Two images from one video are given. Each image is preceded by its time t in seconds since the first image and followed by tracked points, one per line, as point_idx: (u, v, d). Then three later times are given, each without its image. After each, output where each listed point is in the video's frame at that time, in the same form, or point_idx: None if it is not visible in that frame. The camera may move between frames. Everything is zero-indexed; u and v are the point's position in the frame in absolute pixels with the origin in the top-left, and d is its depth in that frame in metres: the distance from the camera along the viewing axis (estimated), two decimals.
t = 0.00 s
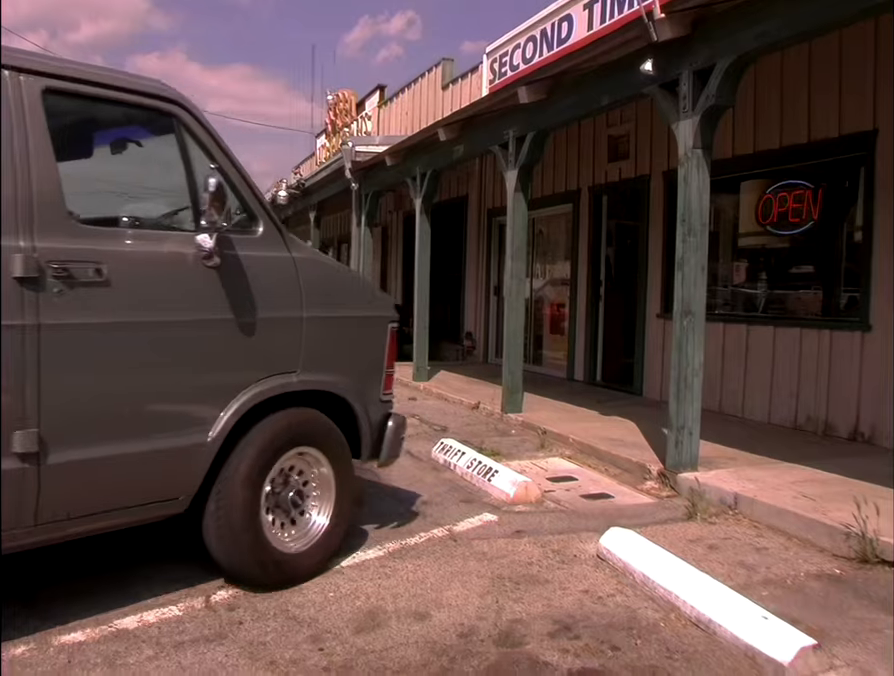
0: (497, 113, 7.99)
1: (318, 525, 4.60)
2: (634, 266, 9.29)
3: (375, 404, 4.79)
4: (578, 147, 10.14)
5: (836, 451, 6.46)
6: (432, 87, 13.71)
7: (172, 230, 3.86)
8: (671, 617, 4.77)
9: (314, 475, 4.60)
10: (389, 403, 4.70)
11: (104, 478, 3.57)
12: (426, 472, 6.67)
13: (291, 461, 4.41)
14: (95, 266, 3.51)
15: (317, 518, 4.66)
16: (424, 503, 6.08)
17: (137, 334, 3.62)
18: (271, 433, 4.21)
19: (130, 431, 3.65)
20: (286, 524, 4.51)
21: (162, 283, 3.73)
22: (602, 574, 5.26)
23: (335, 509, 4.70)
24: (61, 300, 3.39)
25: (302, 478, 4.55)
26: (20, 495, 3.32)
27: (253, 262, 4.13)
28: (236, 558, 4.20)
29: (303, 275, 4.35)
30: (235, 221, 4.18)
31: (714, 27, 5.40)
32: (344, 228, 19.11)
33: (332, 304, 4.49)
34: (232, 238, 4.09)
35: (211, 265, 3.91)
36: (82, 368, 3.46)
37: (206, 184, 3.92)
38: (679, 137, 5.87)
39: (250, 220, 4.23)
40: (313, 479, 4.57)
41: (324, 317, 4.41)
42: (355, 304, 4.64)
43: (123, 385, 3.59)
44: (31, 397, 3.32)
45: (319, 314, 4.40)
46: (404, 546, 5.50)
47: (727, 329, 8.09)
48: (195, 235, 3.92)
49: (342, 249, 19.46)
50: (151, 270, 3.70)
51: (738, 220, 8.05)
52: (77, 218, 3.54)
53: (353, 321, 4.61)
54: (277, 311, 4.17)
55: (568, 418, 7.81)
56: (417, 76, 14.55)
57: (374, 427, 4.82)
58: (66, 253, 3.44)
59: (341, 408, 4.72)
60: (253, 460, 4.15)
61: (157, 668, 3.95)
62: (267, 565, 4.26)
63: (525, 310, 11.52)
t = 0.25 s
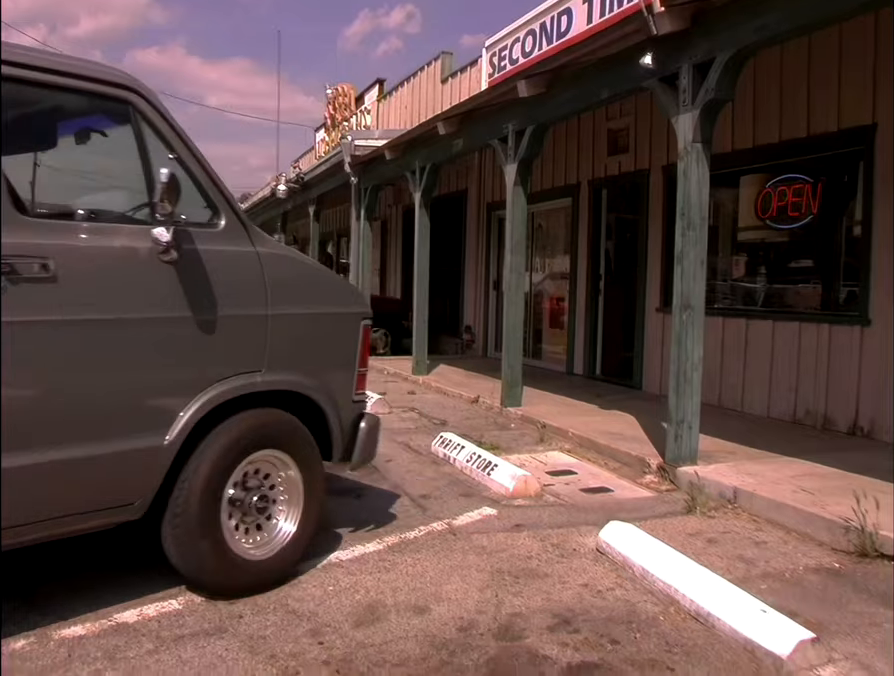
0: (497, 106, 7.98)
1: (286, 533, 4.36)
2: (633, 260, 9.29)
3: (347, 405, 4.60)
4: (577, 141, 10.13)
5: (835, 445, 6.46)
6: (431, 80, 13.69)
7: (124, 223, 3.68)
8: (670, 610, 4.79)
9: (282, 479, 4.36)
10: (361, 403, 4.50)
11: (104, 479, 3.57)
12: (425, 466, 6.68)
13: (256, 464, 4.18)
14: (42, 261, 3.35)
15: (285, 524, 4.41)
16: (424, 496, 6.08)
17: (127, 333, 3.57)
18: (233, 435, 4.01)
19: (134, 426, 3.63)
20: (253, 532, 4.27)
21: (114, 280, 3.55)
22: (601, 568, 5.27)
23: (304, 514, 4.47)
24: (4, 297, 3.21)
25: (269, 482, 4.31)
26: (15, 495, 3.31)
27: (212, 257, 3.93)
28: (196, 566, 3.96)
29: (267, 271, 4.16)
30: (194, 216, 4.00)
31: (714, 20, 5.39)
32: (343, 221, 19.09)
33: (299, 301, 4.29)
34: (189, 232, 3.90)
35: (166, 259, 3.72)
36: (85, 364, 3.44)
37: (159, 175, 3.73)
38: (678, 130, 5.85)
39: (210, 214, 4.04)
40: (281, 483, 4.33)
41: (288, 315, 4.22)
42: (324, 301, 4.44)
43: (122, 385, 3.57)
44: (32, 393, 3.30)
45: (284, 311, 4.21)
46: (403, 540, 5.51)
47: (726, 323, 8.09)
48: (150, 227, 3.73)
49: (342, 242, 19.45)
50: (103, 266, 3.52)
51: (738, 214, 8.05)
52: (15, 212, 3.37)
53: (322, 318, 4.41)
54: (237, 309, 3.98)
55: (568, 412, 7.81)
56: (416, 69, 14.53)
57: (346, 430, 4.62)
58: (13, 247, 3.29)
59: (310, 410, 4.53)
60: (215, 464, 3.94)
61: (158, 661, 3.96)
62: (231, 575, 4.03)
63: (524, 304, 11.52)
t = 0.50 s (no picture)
0: (498, 96, 7.88)
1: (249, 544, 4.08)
2: (636, 253, 9.21)
3: (315, 408, 4.35)
4: (580, 132, 10.04)
5: (842, 441, 6.38)
6: (432, 71, 13.58)
7: (64, 214, 3.44)
8: (674, 608, 4.72)
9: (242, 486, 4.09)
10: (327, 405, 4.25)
11: (98, 476, 3.47)
12: (425, 462, 6.59)
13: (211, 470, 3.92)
14: None
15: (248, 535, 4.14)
16: (424, 494, 6.00)
17: (120, 328, 3.50)
18: (182, 440, 3.76)
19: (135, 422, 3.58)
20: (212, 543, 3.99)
21: (54, 273, 3.32)
22: (604, 566, 5.20)
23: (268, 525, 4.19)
24: None
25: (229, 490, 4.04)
26: (3, 494, 3.20)
27: (162, 250, 3.68)
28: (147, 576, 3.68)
29: (224, 265, 3.90)
30: (144, 206, 3.74)
31: (720, 9, 5.29)
32: (343, 214, 18.99)
33: (259, 297, 4.03)
34: (136, 222, 3.65)
35: (111, 254, 3.47)
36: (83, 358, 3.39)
37: (99, 159, 3.48)
38: (682, 121, 5.76)
39: (162, 204, 3.79)
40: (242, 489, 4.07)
41: (247, 311, 3.96)
42: (289, 297, 4.18)
43: (111, 380, 3.47)
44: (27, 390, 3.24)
45: (242, 308, 3.95)
46: (403, 538, 5.43)
47: (731, 318, 8.00)
48: (92, 219, 3.48)
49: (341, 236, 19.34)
50: (41, 257, 3.29)
51: (743, 207, 7.96)
52: None
53: (285, 314, 4.15)
54: (189, 305, 3.73)
55: (570, 408, 7.72)
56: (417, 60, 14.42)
57: (313, 434, 4.37)
58: None
59: (274, 412, 4.28)
60: (163, 471, 3.69)
61: (153, 662, 3.88)
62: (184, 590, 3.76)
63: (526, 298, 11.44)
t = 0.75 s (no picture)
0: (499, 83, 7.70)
1: (196, 561, 3.71)
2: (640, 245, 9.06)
3: (272, 411, 4.00)
4: (583, 121, 9.88)
5: (852, 439, 6.22)
6: (430, 59, 13.39)
7: None
8: (680, 612, 4.62)
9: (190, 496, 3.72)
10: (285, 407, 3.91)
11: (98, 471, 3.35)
12: (424, 461, 6.42)
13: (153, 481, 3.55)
14: None
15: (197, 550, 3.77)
16: (423, 493, 5.83)
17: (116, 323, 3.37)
18: (120, 449, 3.42)
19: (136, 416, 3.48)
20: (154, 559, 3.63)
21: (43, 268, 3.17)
22: (608, 568, 5.06)
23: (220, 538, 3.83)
24: None
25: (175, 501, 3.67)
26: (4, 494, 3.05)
27: (95, 240, 3.35)
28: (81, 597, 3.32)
29: (166, 258, 3.57)
30: (77, 195, 3.43)
31: None
32: (339, 205, 18.76)
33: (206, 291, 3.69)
34: (68, 212, 3.32)
35: (40, 244, 3.16)
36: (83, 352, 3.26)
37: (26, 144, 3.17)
38: (688, 109, 5.58)
39: (99, 191, 3.47)
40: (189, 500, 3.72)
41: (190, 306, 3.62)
42: (242, 291, 3.84)
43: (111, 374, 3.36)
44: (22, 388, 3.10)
45: (186, 302, 3.61)
46: (401, 539, 5.28)
47: (739, 311, 7.84)
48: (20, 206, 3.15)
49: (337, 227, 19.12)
50: None
51: (753, 197, 7.82)
52: None
53: (235, 309, 3.81)
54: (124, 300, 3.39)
55: (572, 404, 7.56)
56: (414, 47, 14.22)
57: (271, 440, 4.02)
58: None
59: (228, 417, 3.94)
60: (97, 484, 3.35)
61: (142, 667, 3.73)
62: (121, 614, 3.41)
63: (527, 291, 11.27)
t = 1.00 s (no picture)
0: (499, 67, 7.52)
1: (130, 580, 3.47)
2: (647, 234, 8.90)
3: (221, 415, 3.75)
4: (585, 108, 9.69)
5: (864, 435, 6.05)
6: (427, 44, 13.17)
7: None
8: (687, 614, 4.46)
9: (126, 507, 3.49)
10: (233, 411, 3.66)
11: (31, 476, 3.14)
12: (421, 458, 6.25)
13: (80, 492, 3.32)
14: None
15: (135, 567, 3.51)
16: (421, 491, 5.66)
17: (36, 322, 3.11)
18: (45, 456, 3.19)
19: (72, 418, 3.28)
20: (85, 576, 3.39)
21: None
22: (612, 569, 4.90)
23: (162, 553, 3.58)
24: None
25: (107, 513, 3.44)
26: None
27: (15, 229, 3.10)
28: None
29: (100, 251, 3.32)
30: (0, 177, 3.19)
31: None
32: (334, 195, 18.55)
33: (144, 285, 3.44)
34: None
35: None
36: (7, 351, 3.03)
37: None
38: (695, 93, 5.40)
39: (23, 177, 3.24)
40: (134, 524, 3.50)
41: (126, 301, 3.37)
42: (189, 287, 3.60)
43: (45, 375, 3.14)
44: None
45: (120, 300, 3.36)
46: (398, 539, 5.11)
47: (748, 303, 7.67)
48: None
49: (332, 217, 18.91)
50: None
51: (761, 185, 7.63)
52: None
53: (178, 305, 3.55)
54: (49, 296, 3.15)
55: (574, 399, 7.38)
56: (410, 31, 14.00)
57: (221, 446, 3.76)
58: None
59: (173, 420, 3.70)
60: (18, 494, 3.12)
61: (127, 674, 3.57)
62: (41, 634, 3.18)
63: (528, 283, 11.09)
